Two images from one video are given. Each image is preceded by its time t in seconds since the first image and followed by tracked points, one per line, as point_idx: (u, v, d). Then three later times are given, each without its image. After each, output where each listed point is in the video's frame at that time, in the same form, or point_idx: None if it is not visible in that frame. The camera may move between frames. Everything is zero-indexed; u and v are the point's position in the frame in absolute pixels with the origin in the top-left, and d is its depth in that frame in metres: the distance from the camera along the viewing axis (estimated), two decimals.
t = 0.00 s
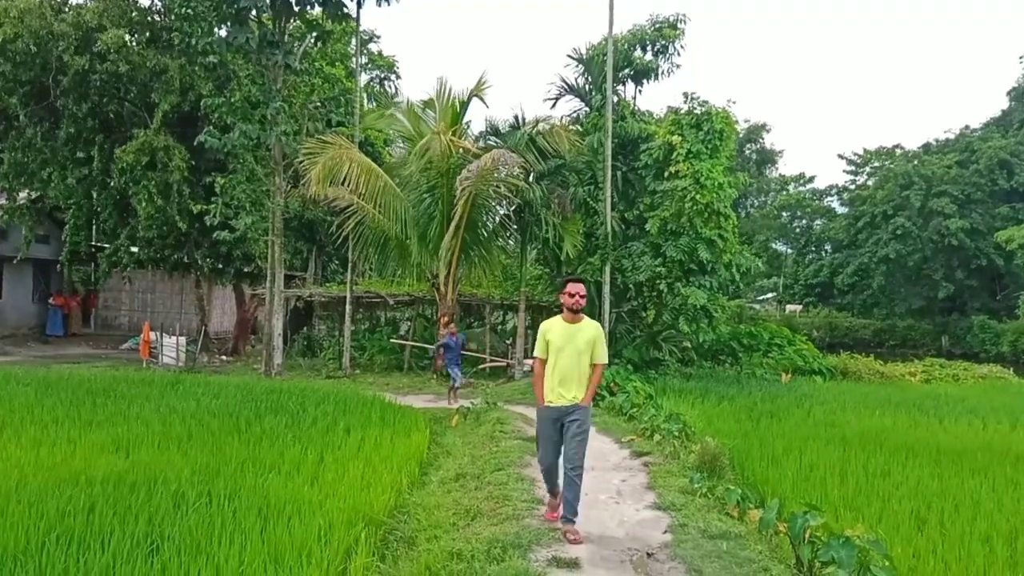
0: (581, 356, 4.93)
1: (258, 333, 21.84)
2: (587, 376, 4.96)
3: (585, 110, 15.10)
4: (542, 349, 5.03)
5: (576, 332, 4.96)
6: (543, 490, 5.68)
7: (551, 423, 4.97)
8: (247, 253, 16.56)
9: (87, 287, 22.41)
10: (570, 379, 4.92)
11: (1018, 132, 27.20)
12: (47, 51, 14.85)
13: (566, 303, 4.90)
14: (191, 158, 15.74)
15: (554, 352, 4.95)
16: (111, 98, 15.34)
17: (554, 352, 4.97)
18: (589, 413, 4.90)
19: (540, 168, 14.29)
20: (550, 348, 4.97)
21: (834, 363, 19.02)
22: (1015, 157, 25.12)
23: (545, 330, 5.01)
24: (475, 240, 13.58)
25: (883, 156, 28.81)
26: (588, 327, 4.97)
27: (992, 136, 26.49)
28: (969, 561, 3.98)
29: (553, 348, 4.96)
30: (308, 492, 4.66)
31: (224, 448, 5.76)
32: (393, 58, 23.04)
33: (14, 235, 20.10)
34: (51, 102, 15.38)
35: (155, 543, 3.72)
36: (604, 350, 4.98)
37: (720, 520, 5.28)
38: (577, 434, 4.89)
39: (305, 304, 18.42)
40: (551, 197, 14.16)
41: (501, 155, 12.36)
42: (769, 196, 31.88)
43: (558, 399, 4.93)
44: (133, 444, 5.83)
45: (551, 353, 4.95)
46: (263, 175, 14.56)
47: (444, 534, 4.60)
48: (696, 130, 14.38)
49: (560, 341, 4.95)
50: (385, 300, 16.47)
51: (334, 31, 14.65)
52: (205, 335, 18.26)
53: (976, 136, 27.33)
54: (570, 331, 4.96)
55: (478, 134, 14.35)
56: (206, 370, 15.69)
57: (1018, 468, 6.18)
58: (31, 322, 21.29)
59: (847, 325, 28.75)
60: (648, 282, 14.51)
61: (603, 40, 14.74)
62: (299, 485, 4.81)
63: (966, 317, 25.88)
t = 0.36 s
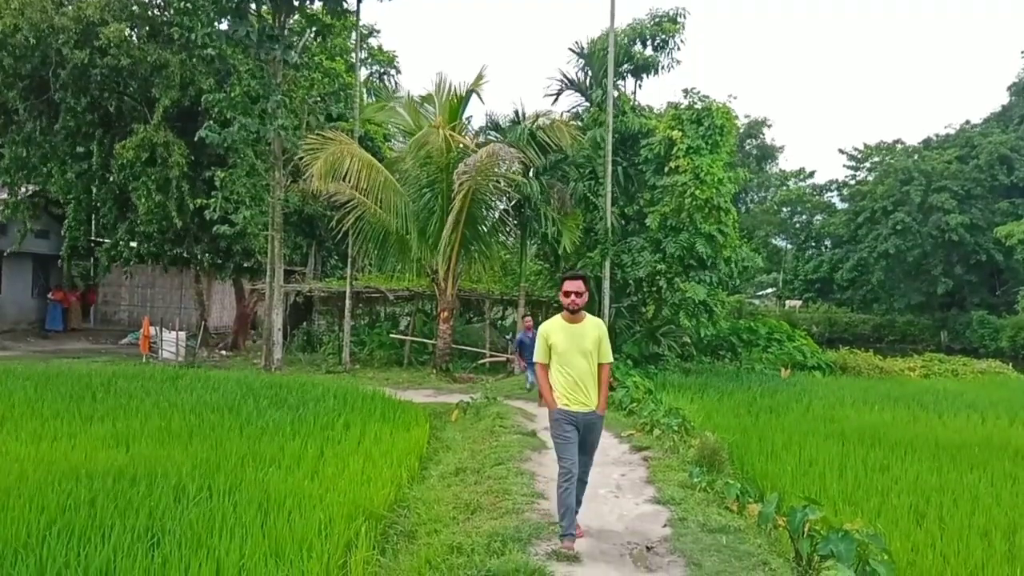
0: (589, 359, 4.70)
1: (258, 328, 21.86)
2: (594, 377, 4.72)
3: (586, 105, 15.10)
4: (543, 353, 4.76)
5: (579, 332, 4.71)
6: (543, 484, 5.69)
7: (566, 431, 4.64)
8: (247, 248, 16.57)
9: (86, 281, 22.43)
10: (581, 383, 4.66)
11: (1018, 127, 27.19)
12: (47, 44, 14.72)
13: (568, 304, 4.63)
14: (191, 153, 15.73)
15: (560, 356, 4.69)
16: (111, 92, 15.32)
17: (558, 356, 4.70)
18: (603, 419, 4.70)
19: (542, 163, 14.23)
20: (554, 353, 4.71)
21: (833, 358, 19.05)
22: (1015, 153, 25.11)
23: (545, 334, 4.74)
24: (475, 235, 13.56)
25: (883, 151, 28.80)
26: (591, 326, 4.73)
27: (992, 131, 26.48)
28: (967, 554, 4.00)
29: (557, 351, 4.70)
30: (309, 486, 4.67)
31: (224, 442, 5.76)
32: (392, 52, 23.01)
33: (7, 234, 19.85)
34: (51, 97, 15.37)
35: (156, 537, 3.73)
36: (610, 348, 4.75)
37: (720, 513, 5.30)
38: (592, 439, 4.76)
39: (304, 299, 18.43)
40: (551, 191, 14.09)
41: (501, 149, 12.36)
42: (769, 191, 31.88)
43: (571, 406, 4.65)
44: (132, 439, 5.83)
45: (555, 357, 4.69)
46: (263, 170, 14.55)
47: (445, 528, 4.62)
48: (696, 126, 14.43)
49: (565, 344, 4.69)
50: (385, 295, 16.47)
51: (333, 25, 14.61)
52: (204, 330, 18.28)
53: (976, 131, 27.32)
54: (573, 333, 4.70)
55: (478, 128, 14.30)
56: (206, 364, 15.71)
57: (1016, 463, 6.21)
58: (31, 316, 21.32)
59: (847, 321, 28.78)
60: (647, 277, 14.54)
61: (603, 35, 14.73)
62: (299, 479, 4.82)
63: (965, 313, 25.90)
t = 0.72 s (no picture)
0: (595, 353, 4.53)
1: (257, 324, 21.85)
2: (598, 372, 4.54)
3: (586, 101, 15.10)
4: (545, 349, 4.50)
5: (585, 325, 4.53)
6: (543, 479, 5.69)
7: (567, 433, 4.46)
8: (247, 244, 16.56)
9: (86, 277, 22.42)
10: (588, 380, 4.48)
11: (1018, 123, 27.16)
12: (47, 39, 14.66)
13: (580, 295, 4.41)
14: (191, 148, 15.73)
15: (567, 352, 4.47)
16: (110, 87, 15.30)
17: (563, 351, 4.48)
18: (611, 417, 4.50)
19: (542, 159, 14.13)
20: (559, 348, 4.48)
21: (833, 354, 19.05)
22: (1016, 149, 25.10)
23: (547, 328, 4.48)
24: (475, 231, 13.56)
25: (884, 146, 28.77)
26: (593, 320, 4.57)
27: (992, 127, 26.45)
28: (965, 548, 4.00)
29: (564, 346, 4.47)
30: (309, 481, 4.67)
31: (223, 438, 5.76)
32: (392, 47, 22.97)
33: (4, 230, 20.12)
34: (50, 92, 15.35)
35: (155, 533, 3.73)
36: (609, 341, 4.63)
37: (719, 508, 5.30)
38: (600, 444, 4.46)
39: (304, 295, 18.41)
40: (552, 187, 14.00)
41: (500, 144, 12.41)
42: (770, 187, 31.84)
43: (578, 403, 4.46)
44: (132, 435, 5.83)
45: (562, 352, 4.47)
46: (263, 165, 14.46)
47: (445, 523, 4.61)
48: (698, 122, 14.44)
49: (572, 339, 4.47)
50: (386, 291, 16.46)
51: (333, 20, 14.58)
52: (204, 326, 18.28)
53: (977, 127, 27.29)
54: (579, 327, 4.50)
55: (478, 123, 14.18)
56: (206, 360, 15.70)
57: (1015, 458, 6.22)
58: (30, 312, 21.34)
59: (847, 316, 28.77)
60: (647, 273, 14.53)
61: (604, 30, 14.72)
62: (299, 475, 4.81)
63: (965, 308, 25.89)
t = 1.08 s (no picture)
0: (610, 352, 4.23)
1: (254, 317, 21.85)
2: (615, 373, 4.25)
3: (584, 94, 15.10)
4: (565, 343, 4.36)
5: (604, 321, 4.25)
6: (540, 472, 5.69)
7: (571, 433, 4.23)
8: (244, 237, 16.54)
9: (82, 270, 22.38)
10: (597, 378, 4.23)
11: (1016, 117, 27.17)
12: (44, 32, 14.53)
13: (592, 286, 4.18)
14: (187, 141, 15.69)
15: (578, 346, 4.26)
16: (105, 79, 15.25)
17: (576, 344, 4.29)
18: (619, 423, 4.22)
19: (539, 152, 14.09)
20: (573, 341, 4.30)
21: (829, 347, 19.10)
22: (1013, 143, 25.12)
23: (566, 319, 4.34)
24: (472, 225, 13.56)
25: (882, 140, 28.75)
26: (618, 316, 4.27)
27: (990, 121, 26.44)
28: (959, 540, 4.01)
29: (576, 340, 4.28)
30: (306, 474, 4.67)
31: (221, 430, 5.77)
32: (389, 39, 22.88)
33: (1, 222, 20.23)
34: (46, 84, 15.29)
35: (152, 524, 3.73)
36: (640, 342, 4.25)
37: (715, 500, 5.33)
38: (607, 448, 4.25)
39: (301, 288, 18.38)
40: (549, 181, 14.00)
41: (498, 136, 12.40)
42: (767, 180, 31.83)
43: (584, 402, 4.23)
44: (131, 427, 5.82)
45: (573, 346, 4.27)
46: (260, 158, 14.35)
47: (442, 515, 4.62)
48: (696, 115, 14.48)
49: (584, 333, 4.26)
50: (383, 285, 16.45)
51: (330, 13, 14.53)
52: (201, 319, 18.27)
53: (975, 121, 27.29)
54: (594, 322, 4.26)
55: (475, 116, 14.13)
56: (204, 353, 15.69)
57: (1011, 451, 6.23)
58: (27, 305, 21.32)
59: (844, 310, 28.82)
60: (644, 267, 13.99)
61: (602, 23, 14.69)
62: (297, 468, 4.82)
63: (961, 302, 25.94)
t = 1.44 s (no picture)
0: (626, 347, 4.05)
1: (248, 308, 21.83)
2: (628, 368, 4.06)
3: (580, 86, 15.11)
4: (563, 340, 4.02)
5: (616, 315, 4.04)
6: (534, 463, 5.70)
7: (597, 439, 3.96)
8: (238, 228, 16.50)
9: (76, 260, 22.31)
10: (615, 375, 4.01)
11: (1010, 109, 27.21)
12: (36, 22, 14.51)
13: (604, 278, 3.93)
14: (181, 131, 15.63)
15: (593, 343, 3.99)
16: (98, 69, 15.18)
17: (585, 342, 4.00)
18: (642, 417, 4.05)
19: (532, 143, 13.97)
20: (580, 339, 4.00)
21: (823, 339, 19.17)
22: (1007, 136, 25.17)
23: (568, 315, 4.01)
24: (467, 216, 13.54)
25: (876, 133, 28.76)
26: (624, 307, 4.08)
27: (985, 114, 26.47)
28: (952, 532, 4.02)
29: (588, 336, 3.99)
30: (300, 465, 4.67)
31: (215, 421, 5.76)
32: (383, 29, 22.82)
33: None
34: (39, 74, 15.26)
35: (146, 515, 3.72)
36: (642, 334, 4.15)
37: (708, 492, 5.35)
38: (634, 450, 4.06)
39: (296, 279, 18.34)
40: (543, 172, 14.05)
41: (493, 128, 12.36)
42: (762, 172, 31.83)
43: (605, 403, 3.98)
44: (124, 418, 5.81)
45: (588, 343, 3.99)
46: (254, 149, 14.30)
47: (436, 505, 4.63)
48: (690, 106, 14.59)
49: (596, 330, 4.00)
50: (377, 276, 16.45)
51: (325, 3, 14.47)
52: (195, 310, 18.26)
53: (969, 113, 27.32)
54: (604, 316, 4.02)
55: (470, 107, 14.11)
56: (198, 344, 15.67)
57: (1002, 443, 6.26)
58: (20, 295, 21.26)
59: (837, 302, 28.87)
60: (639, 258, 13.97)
61: (597, 14, 14.67)
62: (290, 458, 4.82)
63: (955, 295, 26.02)
